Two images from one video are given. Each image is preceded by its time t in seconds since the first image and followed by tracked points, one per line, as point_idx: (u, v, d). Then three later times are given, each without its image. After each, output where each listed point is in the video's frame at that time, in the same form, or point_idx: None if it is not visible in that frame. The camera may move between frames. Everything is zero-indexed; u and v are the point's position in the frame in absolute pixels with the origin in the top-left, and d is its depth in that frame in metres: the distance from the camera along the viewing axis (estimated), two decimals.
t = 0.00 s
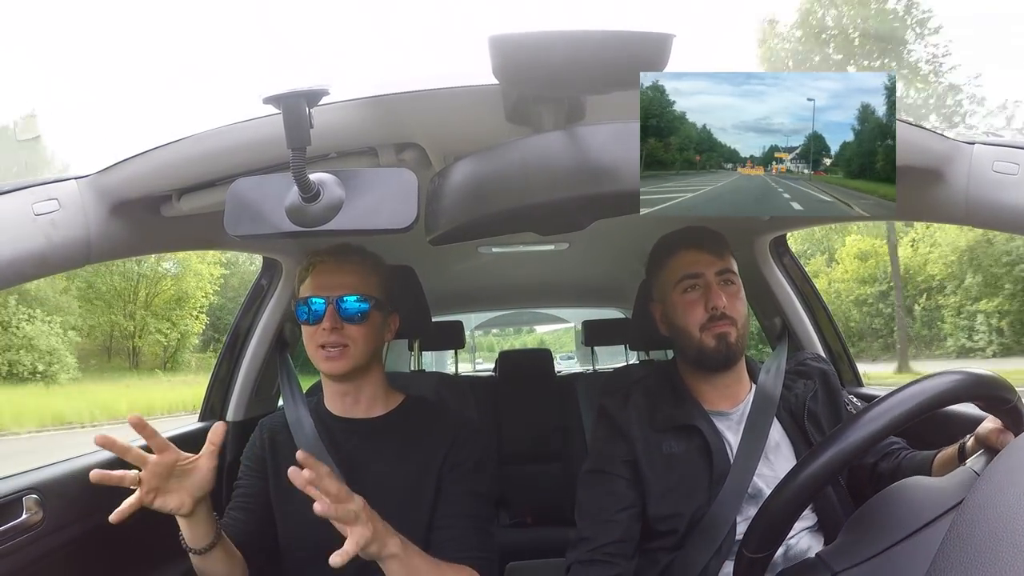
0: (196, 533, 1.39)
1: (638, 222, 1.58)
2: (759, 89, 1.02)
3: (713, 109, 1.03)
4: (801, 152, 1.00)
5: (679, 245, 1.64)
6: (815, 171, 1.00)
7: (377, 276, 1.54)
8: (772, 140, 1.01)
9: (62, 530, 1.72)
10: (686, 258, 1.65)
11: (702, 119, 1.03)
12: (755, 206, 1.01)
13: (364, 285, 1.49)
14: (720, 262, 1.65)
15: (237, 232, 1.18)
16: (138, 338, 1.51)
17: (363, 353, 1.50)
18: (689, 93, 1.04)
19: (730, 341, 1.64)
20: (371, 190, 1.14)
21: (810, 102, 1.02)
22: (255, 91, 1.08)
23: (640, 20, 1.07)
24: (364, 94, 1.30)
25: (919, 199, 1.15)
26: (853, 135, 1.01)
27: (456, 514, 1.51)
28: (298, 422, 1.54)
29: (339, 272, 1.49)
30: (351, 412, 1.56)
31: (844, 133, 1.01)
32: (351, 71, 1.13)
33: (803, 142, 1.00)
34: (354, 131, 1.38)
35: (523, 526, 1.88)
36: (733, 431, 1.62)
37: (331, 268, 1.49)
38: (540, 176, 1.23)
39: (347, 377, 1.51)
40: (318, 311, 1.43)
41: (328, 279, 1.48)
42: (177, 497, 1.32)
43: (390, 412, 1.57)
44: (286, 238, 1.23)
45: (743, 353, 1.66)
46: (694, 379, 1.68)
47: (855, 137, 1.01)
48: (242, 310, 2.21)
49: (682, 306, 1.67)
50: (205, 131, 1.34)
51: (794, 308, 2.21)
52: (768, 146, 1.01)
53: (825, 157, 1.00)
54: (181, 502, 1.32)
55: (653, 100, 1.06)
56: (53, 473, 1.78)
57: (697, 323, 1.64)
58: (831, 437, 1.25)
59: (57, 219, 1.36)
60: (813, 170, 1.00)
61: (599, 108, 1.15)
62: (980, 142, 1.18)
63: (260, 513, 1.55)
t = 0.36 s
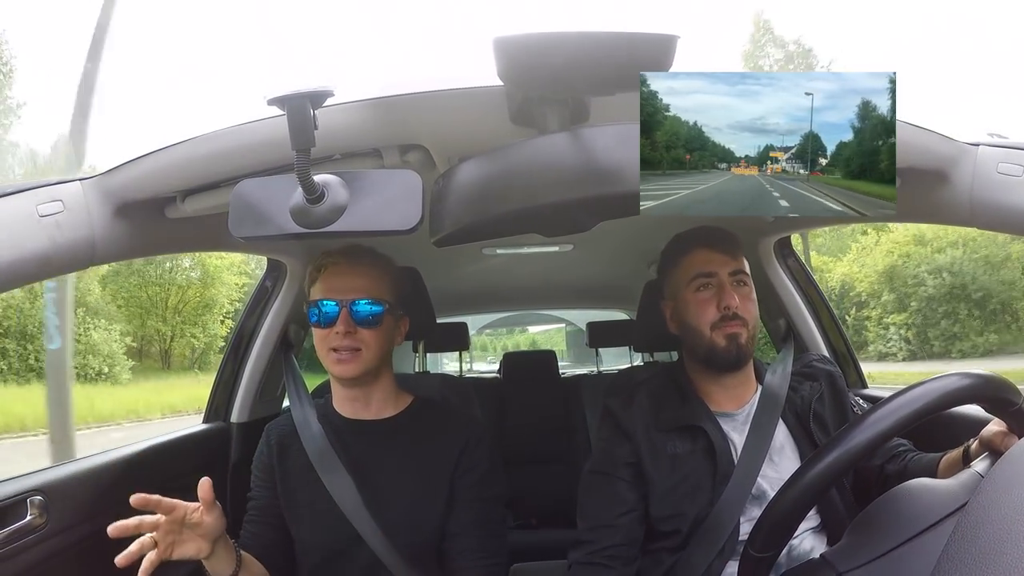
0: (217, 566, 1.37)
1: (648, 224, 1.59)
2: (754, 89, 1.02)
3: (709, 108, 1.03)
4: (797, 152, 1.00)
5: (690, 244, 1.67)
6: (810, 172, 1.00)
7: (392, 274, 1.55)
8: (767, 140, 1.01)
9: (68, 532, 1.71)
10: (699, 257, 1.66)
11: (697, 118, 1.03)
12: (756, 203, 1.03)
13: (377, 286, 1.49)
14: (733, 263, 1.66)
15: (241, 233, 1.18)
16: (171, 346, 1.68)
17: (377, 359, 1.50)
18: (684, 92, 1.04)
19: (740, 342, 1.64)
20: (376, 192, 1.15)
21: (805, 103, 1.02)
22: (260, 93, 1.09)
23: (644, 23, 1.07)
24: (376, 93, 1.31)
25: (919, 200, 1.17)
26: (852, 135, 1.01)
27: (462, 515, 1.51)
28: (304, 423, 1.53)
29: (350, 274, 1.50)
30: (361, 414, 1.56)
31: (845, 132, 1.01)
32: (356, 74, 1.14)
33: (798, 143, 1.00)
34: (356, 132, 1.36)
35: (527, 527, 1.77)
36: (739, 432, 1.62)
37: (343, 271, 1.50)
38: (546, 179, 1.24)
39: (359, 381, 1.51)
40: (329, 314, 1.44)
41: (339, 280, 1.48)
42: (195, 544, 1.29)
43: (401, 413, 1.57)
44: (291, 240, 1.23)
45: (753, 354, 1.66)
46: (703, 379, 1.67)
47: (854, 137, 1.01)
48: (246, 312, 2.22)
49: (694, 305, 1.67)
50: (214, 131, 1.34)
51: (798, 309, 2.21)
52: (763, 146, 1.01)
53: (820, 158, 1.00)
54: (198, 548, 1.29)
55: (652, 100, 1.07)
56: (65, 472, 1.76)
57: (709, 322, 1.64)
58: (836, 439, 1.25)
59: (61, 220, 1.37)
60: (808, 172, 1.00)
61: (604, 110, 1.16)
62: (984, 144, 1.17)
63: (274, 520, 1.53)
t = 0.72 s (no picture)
0: None
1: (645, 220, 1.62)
2: (750, 89, 1.02)
3: (705, 108, 1.03)
4: (792, 152, 0.99)
5: (690, 243, 1.66)
6: (807, 173, 0.99)
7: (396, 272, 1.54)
8: (763, 139, 1.00)
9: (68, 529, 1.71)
10: (702, 254, 1.66)
11: (693, 119, 1.03)
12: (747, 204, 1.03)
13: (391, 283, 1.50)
14: (732, 259, 1.66)
15: (243, 232, 1.18)
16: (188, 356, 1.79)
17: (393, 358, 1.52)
18: (679, 92, 1.05)
19: (739, 337, 1.64)
20: (378, 188, 1.15)
21: (802, 104, 1.01)
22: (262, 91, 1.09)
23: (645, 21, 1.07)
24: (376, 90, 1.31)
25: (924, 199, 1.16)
26: (853, 135, 1.00)
27: (464, 512, 1.52)
28: (305, 419, 1.53)
29: (363, 273, 1.50)
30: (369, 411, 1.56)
31: (845, 131, 1.00)
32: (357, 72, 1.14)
33: (794, 144, 0.99)
34: (357, 130, 1.36)
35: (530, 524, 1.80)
36: (737, 429, 1.61)
37: (356, 271, 1.50)
38: (548, 175, 1.24)
39: (374, 380, 1.52)
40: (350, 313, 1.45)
41: (351, 279, 1.49)
42: None
43: (404, 412, 1.56)
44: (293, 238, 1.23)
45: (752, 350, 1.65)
46: (702, 377, 1.66)
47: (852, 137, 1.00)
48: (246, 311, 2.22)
49: (693, 300, 1.67)
50: (215, 129, 1.35)
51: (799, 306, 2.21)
52: (758, 146, 1.00)
53: (816, 158, 0.98)
54: None
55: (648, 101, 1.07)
56: (63, 471, 1.75)
57: (708, 318, 1.65)
58: (837, 435, 1.25)
59: (63, 218, 1.35)
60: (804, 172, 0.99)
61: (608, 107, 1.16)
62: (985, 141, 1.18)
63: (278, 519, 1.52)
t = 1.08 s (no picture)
0: None
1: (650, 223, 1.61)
2: (747, 89, 1.02)
3: (702, 108, 1.02)
4: (790, 152, 0.99)
5: (698, 244, 1.66)
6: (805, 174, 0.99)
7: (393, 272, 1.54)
8: (759, 139, 1.00)
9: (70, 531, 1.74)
10: (709, 256, 1.66)
11: (690, 118, 1.03)
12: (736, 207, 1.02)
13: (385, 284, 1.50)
14: (739, 263, 1.66)
15: (243, 233, 1.18)
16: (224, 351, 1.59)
17: (382, 360, 1.51)
18: (676, 91, 1.05)
19: (744, 340, 1.65)
20: (378, 190, 1.14)
21: (798, 104, 1.01)
22: (261, 92, 1.08)
23: (646, 24, 1.08)
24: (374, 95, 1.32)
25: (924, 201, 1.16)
26: (853, 135, 1.00)
27: (464, 515, 1.52)
28: (305, 420, 1.54)
29: (355, 274, 1.49)
30: (364, 415, 1.55)
31: (845, 132, 1.01)
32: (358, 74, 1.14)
33: (791, 144, 0.99)
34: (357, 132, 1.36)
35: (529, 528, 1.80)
36: (738, 431, 1.59)
37: (344, 272, 1.50)
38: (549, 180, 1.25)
39: (364, 383, 1.52)
40: (332, 314, 1.46)
41: (342, 281, 1.49)
42: None
43: (405, 414, 1.57)
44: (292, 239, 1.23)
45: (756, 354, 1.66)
46: (704, 378, 1.66)
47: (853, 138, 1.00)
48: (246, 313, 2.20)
49: (698, 302, 1.68)
50: (217, 130, 1.35)
51: (798, 308, 2.21)
52: (753, 145, 1.00)
53: (812, 159, 0.99)
54: None
55: (646, 102, 1.07)
56: (63, 473, 1.77)
57: (714, 321, 1.65)
58: (837, 437, 1.25)
59: (63, 219, 1.37)
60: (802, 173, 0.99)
61: (607, 109, 1.16)
62: (985, 143, 1.18)
63: (279, 522, 1.52)
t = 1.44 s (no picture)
0: None
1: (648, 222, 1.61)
2: (744, 89, 1.02)
3: (699, 107, 1.03)
4: (786, 151, 1.01)
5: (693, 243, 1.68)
6: (803, 173, 1.01)
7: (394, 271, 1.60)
8: (756, 139, 1.01)
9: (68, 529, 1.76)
10: (701, 255, 1.68)
11: (687, 118, 1.03)
12: (719, 210, 1.01)
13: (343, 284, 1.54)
14: (733, 261, 1.67)
15: (241, 233, 1.18)
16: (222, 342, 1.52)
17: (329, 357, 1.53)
18: (673, 90, 1.05)
19: (739, 335, 1.66)
20: (375, 189, 1.15)
21: (796, 103, 1.02)
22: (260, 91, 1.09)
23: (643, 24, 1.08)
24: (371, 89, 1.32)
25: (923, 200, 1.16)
26: (853, 135, 1.02)
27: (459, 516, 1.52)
28: (303, 418, 1.54)
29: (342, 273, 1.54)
30: (353, 409, 1.55)
31: (851, 130, 1.03)
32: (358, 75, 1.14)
33: (789, 144, 1.01)
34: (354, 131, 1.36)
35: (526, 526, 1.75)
36: (736, 428, 1.59)
37: (338, 271, 1.54)
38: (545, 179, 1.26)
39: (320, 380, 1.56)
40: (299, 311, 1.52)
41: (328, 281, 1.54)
42: None
43: (402, 412, 1.57)
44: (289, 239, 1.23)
45: (753, 350, 1.67)
46: (704, 375, 1.67)
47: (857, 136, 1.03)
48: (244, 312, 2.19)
49: (693, 299, 1.68)
50: (214, 129, 1.34)
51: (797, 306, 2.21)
52: (751, 145, 1.01)
53: (811, 159, 1.01)
54: None
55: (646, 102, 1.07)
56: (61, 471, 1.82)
57: (709, 316, 1.66)
58: (835, 436, 1.25)
59: (61, 218, 1.40)
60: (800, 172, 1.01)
61: (604, 108, 1.17)
62: (984, 142, 1.19)
63: (275, 520, 1.53)
